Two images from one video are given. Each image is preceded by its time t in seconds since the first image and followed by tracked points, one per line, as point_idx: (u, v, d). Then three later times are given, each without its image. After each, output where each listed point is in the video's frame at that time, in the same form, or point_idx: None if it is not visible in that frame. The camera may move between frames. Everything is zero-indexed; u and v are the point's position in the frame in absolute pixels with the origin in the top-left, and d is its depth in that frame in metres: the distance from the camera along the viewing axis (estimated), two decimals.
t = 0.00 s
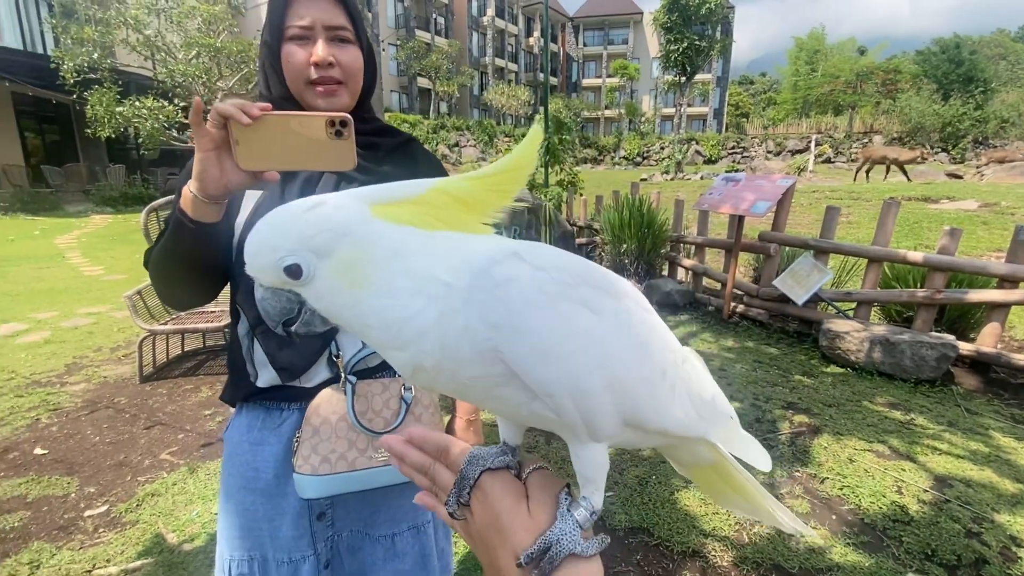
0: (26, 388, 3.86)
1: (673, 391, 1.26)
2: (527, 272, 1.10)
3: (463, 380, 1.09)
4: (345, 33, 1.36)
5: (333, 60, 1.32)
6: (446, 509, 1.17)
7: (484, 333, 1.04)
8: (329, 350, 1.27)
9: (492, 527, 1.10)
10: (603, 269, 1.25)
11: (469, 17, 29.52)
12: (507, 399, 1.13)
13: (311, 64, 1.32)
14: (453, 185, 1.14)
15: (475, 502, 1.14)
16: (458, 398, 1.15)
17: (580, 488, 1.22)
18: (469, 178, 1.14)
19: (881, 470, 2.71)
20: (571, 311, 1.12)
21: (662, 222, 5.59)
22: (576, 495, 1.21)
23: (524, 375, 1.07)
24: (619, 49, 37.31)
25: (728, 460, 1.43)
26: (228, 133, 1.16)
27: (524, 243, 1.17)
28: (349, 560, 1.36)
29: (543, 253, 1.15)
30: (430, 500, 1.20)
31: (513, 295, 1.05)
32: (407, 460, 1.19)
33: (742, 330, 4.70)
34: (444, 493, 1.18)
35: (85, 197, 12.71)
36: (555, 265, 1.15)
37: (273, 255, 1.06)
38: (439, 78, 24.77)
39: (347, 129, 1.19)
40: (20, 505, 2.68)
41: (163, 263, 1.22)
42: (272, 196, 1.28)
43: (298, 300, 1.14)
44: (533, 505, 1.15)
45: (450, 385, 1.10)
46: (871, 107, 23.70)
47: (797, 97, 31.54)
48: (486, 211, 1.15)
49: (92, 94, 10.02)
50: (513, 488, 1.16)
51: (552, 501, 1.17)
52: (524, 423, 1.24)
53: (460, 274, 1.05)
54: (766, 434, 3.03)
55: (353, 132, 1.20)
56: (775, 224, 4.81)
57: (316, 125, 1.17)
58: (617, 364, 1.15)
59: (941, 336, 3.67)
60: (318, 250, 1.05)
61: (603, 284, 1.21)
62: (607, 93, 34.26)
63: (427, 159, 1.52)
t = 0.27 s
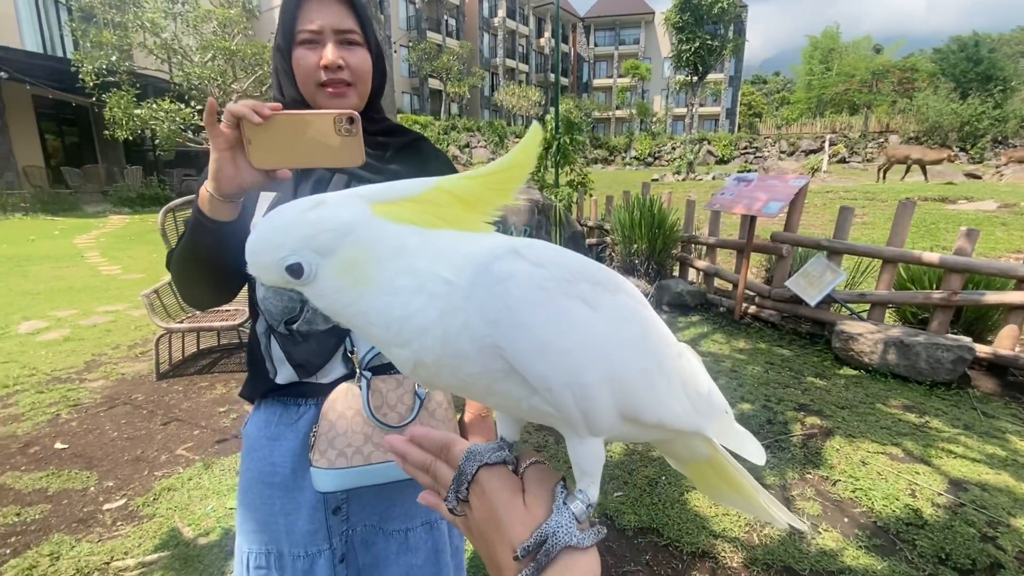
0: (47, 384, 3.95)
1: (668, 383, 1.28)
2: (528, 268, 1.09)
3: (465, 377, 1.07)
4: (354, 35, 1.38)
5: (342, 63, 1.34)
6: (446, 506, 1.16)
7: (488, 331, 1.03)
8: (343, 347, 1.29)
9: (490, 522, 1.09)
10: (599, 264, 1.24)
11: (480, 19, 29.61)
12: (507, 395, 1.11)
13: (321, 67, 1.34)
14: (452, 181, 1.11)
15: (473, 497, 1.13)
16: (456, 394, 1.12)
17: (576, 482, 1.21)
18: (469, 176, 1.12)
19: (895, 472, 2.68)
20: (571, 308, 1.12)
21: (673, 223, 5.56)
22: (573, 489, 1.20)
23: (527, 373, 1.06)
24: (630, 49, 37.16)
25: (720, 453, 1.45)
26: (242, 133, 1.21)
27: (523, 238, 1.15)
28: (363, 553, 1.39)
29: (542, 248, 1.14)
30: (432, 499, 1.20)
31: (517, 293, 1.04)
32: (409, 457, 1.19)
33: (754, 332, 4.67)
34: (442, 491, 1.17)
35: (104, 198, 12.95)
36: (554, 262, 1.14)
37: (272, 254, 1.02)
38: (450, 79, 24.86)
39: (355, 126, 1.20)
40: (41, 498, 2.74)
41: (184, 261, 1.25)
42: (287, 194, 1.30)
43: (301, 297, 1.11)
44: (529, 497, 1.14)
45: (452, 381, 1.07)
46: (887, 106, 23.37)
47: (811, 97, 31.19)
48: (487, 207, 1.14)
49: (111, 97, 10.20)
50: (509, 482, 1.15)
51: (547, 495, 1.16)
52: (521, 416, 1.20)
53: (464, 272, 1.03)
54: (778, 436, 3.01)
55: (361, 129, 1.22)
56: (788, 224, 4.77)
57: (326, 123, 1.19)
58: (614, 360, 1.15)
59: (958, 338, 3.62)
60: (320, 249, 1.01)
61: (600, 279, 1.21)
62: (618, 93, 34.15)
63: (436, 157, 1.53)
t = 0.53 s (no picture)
0: (65, 381, 4.03)
1: (661, 352, 1.28)
2: (516, 235, 1.12)
3: (457, 345, 1.10)
4: (363, 37, 1.41)
5: (352, 64, 1.37)
6: (437, 479, 1.17)
7: (476, 296, 1.05)
8: (357, 343, 1.33)
9: (479, 491, 1.10)
10: (591, 234, 1.26)
11: (491, 21, 29.68)
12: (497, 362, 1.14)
13: (332, 67, 1.37)
14: (443, 154, 1.15)
15: (463, 468, 1.13)
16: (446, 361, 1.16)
17: (563, 449, 1.23)
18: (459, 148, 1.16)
19: (906, 475, 2.66)
20: (560, 275, 1.14)
21: (683, 224, 5.54)
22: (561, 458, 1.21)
23: (517, 338, 1.08)
24: (641, 50, 37.03)
25: (719, 425, 1.45)
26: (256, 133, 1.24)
27: (513, 207, 1.18)
28: (375, 546, 1.42)
29: (530, 216, 1.17)
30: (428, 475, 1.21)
31: (504, 259, 1.07)
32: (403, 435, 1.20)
33: (764, 333, 4.64)
34: (433, 464, 1.18)
35: (120, 199, 13.17)
36: (543, 230, 1.16)
37: (265, 220, 1.06)
38: (460, 82, 24.95)
39: (366, 125, 1.20)
40: (59, 492, 2.80)
41: (202, 261, 1.29)
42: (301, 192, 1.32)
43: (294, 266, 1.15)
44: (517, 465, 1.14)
45: (442, 348, 1.11)
46: (901, 107, 23.07)
47: (824, 97, 30.86)
48: (477, 179, 1.18)
49: (127, 100, 10.37)
50: (497, 451, 1.15)
51: (536, 463, 1.17)
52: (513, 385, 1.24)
53: (450, 239, 1.07)
54: (787, 438, 3.00)
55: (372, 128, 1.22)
56: (798, 225, 4.73)
57: (336, 122, 1.19)
58: (604, 326, 1.17)
59: (971, 340, 3.58)
60: (311, 217, 1.06)
61: (591, 248, 1.23)
62: (628, 94, 34.04)
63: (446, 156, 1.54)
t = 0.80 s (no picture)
0: (78, 379, 4.09)
1: (647, 344, 1.27)
2: (496, 224, 1.12)
3: (436, 336, 1.10)
4: (374, 33, 1.43)
5: (362, 59, 1.39)
6: (421, 472, 1.16)
7: (450, 284, 1.06)
8: (366, 343, 1.35)
9: (461, 484, 1.08)
10: (577, 225, 1.26)
11: (500, 23, 29.76)
12: (477, 353, 1.14)
13: (342, 63, 1.38)
14: (424, 143, 1.16)
15: (446, 461, 1.12)
16: (427, 352, 1.17)
17: (545, 441, 1.22)
18: (439, 137, 1.16)
19: (917, 479, 2.62)
20: (539, 263, 1.13)
21: (692, 225, 5.51)
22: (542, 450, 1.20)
23: (495, 327, 1.08)
24: (650, 52, 36.92)
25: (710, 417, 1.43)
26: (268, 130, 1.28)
27: (496, 197, 1.19)
28: (384, 544, 1.41)
29: (512, 207, 1.17)
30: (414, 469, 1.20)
31: (480, 247, 1.07)
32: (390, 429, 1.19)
33: (774, 335, 4.60)
34: (417, 458, 1.17)
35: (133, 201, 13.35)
36: (525, 220, 1.16)
37: (245, 204, 1.12)
38: (469, 84, 25.02)
39: (376, 123, 1.25)
40: (72, 488, 2.84)
41: (215, 260, 1.31)
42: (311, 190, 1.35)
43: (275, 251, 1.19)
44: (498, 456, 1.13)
45: (421, 337, 1.12)
46: (915, 108, 22.80)
47: (835, 98, 30.60)
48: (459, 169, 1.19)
49: (141, 103, 10.51)
50: (478, 443, 1.14)
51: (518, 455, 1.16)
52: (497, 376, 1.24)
53: (425, 228, 1.09)
54: (797, 441, 2.97)
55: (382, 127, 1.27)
56: (809, 227, 4.69)
57: (349, 121, 1.24)
58: (587, 317, 1.16)
59: (985, 343, 3.52)
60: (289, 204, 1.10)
61: (575, 238, 1.22)
62: (637, 96, 33.96)
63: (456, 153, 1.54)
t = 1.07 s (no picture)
0: (91, 378, 4.15)
1: (650, 344, 1.27)
2: (497, 221, 1.14)
3: (439, 326, 1.14)
4: (386, 37, 1.44)
5: (374, 63, 1.41)
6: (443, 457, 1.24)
7: (450, 278, 1.09)
8: (376, 340, 1.37)
9: (473, 472, 1.15)
10: (586, 223, 1.26)
11: (507, 27, 29.87)
12: (482, 345, 1.18)
13: (354, 67, 1.41)
14: (435, 140, 1.20)
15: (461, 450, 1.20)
16: (441, 343, 1.21)
17: (543, 437, 1.22)
18: (451, 135, 1.20)
19: (927, 482, 2.60)
20: (541, 261, 1.15)
21: (699, 227, 5.50)
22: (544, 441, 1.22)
23: (496, 320, 1.10)
24: (657, 54, 36.89)
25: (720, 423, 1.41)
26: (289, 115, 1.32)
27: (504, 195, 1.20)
28: (392, 540, 1.42)
29: (519, 205, 1.18)
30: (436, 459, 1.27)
31: (479, 243, 1.09)
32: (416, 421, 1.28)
33: (782, 338, 4.58)
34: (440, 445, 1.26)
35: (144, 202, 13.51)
36: (530, 218, 1.17)
37: (268, 195, 1.17)
38: (476, 87, 25.10)
39: (396, 112, 1.29)
40: (84, 484, 2.88)
41: (227, 257, 1.34)
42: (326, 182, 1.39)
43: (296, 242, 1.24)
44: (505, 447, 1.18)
45: (428, 327, 1.16)
46: (925, 110, 22.59)
47: (844, 101, 30.40)
48: (468, 165, 1.23)
49: (153, 106, 10.64)
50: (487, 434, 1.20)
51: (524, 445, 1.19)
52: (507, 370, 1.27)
53: (431, 222, 1.12)
54: (805, 443, 2.96)
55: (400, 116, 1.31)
56: (818, 229, 4.66)
57: (368, 108, 1.27)
58: (587, 315, 1.16)
59: (997, 347, 3.49)
60: (306, 199, 1.16)
61: (580, 238, 1.23)
62: (644, 99, 33.94)
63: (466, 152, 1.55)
